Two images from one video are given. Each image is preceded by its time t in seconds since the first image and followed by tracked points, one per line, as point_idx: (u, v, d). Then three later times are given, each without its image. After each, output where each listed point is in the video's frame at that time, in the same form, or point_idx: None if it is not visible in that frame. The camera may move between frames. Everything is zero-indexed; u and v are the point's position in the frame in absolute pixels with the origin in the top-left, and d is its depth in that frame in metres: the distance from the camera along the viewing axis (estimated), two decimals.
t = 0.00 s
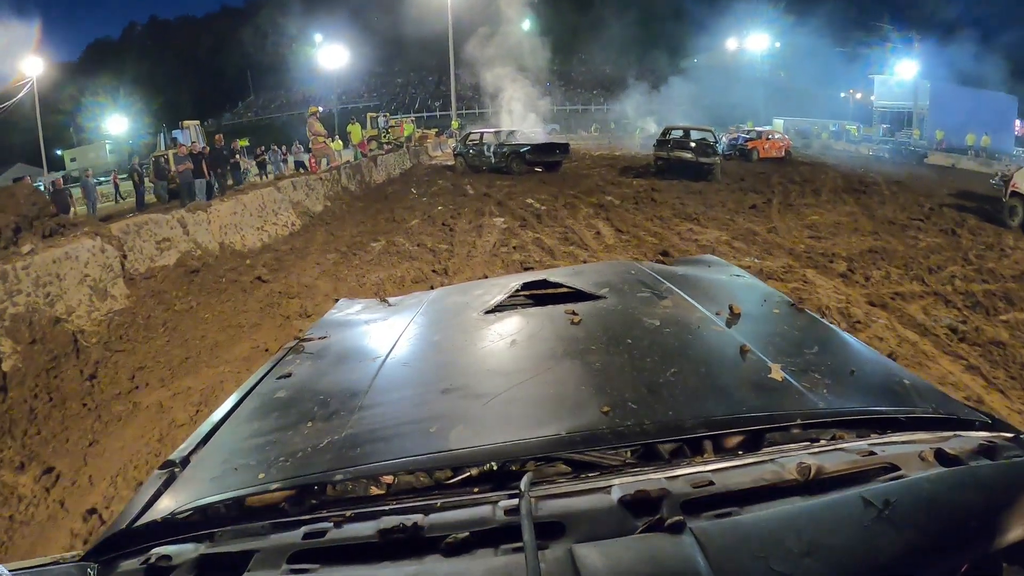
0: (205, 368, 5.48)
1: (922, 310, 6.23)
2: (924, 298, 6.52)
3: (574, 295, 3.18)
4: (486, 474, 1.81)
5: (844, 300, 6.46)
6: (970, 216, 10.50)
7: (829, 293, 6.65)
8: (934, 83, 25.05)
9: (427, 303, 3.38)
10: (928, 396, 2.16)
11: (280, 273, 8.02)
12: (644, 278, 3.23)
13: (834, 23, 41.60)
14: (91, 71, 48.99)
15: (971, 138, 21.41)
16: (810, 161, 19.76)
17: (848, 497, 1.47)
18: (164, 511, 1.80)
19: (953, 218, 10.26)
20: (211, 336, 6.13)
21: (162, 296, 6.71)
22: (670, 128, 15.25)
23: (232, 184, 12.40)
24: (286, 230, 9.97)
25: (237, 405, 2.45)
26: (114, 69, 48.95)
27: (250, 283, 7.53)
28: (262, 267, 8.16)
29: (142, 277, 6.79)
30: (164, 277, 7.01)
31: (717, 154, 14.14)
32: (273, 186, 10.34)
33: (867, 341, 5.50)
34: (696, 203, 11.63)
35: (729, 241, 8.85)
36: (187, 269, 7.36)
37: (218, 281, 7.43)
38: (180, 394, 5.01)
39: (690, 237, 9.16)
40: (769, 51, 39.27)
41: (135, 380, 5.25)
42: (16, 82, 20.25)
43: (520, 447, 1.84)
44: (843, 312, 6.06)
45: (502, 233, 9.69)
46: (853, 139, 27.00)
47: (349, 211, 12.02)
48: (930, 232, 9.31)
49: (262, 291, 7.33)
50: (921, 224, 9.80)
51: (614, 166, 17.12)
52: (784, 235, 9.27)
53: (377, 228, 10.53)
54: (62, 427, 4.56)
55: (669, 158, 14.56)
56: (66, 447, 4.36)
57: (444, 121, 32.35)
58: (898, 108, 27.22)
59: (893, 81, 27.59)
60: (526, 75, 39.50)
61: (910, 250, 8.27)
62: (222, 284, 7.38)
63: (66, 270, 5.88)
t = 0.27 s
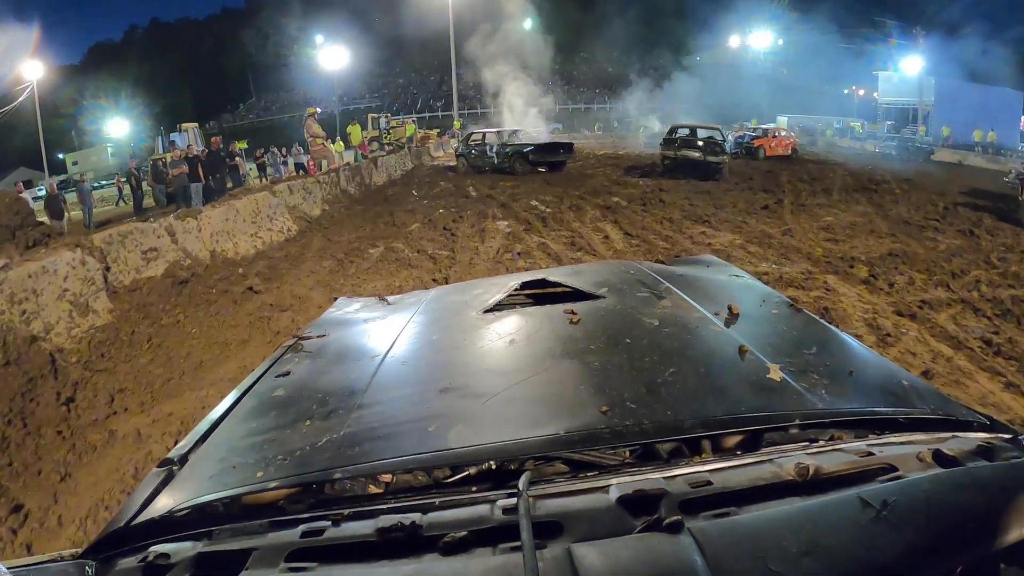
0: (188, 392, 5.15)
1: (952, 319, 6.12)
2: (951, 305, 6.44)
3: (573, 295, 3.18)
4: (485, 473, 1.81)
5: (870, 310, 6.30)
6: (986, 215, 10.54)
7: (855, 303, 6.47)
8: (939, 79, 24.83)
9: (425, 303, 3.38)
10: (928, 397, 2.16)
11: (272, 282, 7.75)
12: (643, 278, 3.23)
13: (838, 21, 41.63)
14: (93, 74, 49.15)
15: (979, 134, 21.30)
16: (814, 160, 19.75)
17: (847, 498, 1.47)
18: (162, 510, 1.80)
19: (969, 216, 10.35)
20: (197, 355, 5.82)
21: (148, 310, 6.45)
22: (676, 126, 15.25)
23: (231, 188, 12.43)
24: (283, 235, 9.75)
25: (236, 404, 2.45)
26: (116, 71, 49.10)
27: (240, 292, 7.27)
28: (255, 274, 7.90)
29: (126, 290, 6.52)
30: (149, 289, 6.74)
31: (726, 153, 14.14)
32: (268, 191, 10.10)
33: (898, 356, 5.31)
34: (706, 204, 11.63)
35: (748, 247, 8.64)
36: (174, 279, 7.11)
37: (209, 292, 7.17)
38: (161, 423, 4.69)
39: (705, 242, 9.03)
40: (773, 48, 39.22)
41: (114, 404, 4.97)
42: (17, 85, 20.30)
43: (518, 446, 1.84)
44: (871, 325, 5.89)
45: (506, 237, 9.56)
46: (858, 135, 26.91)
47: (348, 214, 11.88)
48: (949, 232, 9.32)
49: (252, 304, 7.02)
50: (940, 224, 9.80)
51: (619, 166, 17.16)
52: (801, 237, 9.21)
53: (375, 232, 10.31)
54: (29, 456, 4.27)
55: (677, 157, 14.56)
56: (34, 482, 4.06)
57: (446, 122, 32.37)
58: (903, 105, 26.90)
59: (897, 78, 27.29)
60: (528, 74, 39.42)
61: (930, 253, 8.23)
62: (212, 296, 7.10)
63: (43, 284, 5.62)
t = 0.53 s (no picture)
0: (168, 418, 4.92)
1: (986, 325, 5.95)
2: (972, 315, 6.17)
3: (574, 295, 3.18)
4: (486, 473, 1.81)
5: (892, 320, 6.03)
6: (995, 215, 10.48)
7: (875, 313, 6.20)
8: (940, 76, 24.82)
9: (425, 303, 3.38)
10: (928, 397, 2.16)
11: (262, 292, 7.53)
12: (644, 278, 3.23)
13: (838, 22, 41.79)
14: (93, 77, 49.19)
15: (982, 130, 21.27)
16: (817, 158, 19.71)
17: (849, 498, 1.47)
18: (162, 511, 1.80)
19: (979, 216, 10.28)
20: (182, 373, 5.61)
21: (134, 325, 6.28)
22: (679, 125, 15.23)
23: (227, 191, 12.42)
24: (278, 242, 9.47)
25: (236, 404, 2.46)
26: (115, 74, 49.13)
27: (230, 305, 7.07)
28: (246, 285, 7.68)
29: (110, 304, 6.38)
30: (135, 303, 6.58)
31: (730, 153, 14.10)
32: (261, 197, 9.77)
33: (924, 373, 5.05)
34: (713, 206, 11.59)
35: (760, 251, 8.48)
36: (160, 293, 6.94)
37: (197, 304, 6.99)
38: (138, 452, 4.47)
39: (717, 246, 8.86)
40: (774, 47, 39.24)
41: (93, 430, 4.79)
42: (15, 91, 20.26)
43: (519, 446, 1.84)
44: (895, 337, 5.64)
45: (509, 241, 9.50)
46: (859, 133, 26.95)
47: (346, 218, 11.71)
48: (960, 234, 9.18)
49: (241, 317, 6.79)
50: (952, 225, 9.71)
51: (621, 166, 17.17)
52: (812, 240, 9.06)
53: (371, 237, 10.09)
54: None
55: (682, 157, 14.54)
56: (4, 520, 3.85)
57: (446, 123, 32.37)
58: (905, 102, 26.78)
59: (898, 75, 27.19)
60: (527, 75, 39.33)
61: (944, 256, 8.02)
62: (201, 309, 6.91)
63: (21, 300, 5.45)
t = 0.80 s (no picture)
0: (149, 438, 4.50)
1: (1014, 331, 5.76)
2: (990, 324, 5.90)
3: (574, 296, 3.18)
4: (486, 472, 1.82)
5: (910, 329, 5.80)
6: (1000, 217, 10.43)
7: (892, 321, 6.00)
8: (942, 77, 24.74)
9: (426, 303, 3.38)
10: (929, 397, 2.16)
11: (255, 299, 7.14)
12: (644, 278, 3.23)
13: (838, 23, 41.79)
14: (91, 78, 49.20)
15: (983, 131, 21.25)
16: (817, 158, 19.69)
17: (850, 498, 1.47)
18: (162, 512, 1.79)
19: (986, 219, 10.22)
20: (169, 387, 5.18)
21: (120, 334, 5.87)
22: (682, 127, 15.21)
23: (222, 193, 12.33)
24: (270, 245, 9.20)
25: (237, 404, 2.46)
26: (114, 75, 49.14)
27: (222, 312, 6.67)
28: (237, 291, 7.30)
29: (93, 312, 5.95)
30: (121, 310, 6.17)
31: (734, 155, 14.06)
32: (255, 198, 9.53)
33: (948, 388, 4.76)
34: (718, 208, 11.56)
35: (767, 256, 8.38)
36: (148, 300, 6.52)
37: (186, 310, 6.60)
38: (119, 473, 4.08)
39: (724, 252, 8.76)
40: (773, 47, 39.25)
41: (73, 449, 4.38)
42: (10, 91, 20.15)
43: (519, 446, 1.84)
44: (914, 349, 5.38)
45: (509, 244, 9.50)
46: (860, 134, 26.86)
47: (342, 220, 11.55)
48: (968, 237, 9.14)
49: (231, 324, 6.41)
50: (959, 228, 9.65)
51: (621, 167, 17.15)
52: (821, 244, 8.98)
53: (367, 241, 9.91)
54: None
55: (684, 158, 14.53)
56: None
57: (445, 123, 32.37)
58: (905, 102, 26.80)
59: (898, 75, 27.09)
60: (526, 75, 39.28)
61: (956, 260, 7.95)
62: (190, 317, 6.50)
63: None
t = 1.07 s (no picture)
0: (135, 453, 4.41)
1: None
2: (1003, 331, 5.86)
3: (574, 295, 3.17)
4: (487, 471, 1.82)
5: (922, 337, 5.73)
6: (1005, 219, 10.41)
7: (904, 329, 5.91)
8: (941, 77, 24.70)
9: (427, 302, 3.37)
10: (929, 396, 2.16)
11: (246, 304, 7.02)
12: (645, 277, 3.22)
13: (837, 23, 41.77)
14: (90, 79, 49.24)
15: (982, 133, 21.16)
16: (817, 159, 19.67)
17: (850, 497, 1.47)
18: (163, 512, 1.79)
19: (991, 221, 10.21)
20: (154, 401, 5.02)
21: (107, 342, 5.77)
22: (682, 127, 15.19)
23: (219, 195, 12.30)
24: (265, 249, 9.16)
25: (237, 404, 2.45)
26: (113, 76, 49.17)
27: (213, 318, 6.55)
28: (228, 296, 7.22)
29: (81, 319, 5.88)
30: (109, 317, 6.09)
31: (736, 156, 14.03)
32: (248, 202, 9.51)
33: (967, 400, 4.66)
34: (720, 210, 11.59)
35: (772, 261, 8.36)
36: (138, 305, 6.42)
37: (177, 316, 6.50)
38: (101, 493, 4.02)
39: (729, 255, 8.75)
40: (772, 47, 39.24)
41: (55, 466, 4.29)
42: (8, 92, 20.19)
43: (519, 446, 1.84)
44: (930, 359, 5.27)
45: (509, 247, 9.49)
46: (860, 134, 26.84)
47: (339, 223, 11.51)
48: (976, 241, 9.11)
49: (220, 332, 6.23)
50: (966, 230, 9.65)
51: (621, 168, 17.14)
52: (826, 248, 8.96)
53: (364, 244, 9.89)
54: None
55: (686, 158, 14.52)
56: None
57: (443, 124, 32.38)
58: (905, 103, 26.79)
59: (897, 75, 27.03)
60: (525, 75, 39.25)
61: (965, 264, 7.96)
62: (180, 323, 6.38)
63: None
